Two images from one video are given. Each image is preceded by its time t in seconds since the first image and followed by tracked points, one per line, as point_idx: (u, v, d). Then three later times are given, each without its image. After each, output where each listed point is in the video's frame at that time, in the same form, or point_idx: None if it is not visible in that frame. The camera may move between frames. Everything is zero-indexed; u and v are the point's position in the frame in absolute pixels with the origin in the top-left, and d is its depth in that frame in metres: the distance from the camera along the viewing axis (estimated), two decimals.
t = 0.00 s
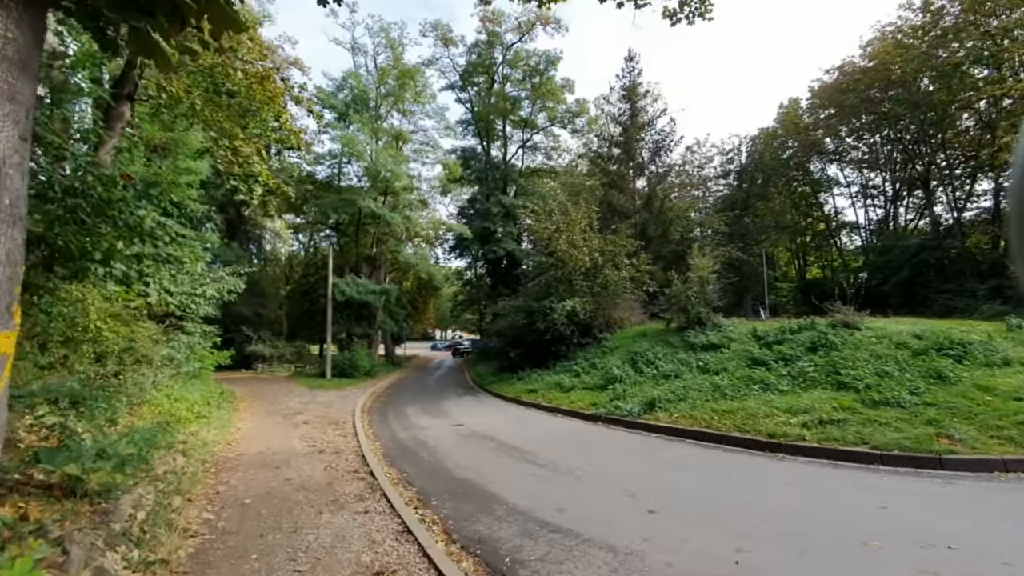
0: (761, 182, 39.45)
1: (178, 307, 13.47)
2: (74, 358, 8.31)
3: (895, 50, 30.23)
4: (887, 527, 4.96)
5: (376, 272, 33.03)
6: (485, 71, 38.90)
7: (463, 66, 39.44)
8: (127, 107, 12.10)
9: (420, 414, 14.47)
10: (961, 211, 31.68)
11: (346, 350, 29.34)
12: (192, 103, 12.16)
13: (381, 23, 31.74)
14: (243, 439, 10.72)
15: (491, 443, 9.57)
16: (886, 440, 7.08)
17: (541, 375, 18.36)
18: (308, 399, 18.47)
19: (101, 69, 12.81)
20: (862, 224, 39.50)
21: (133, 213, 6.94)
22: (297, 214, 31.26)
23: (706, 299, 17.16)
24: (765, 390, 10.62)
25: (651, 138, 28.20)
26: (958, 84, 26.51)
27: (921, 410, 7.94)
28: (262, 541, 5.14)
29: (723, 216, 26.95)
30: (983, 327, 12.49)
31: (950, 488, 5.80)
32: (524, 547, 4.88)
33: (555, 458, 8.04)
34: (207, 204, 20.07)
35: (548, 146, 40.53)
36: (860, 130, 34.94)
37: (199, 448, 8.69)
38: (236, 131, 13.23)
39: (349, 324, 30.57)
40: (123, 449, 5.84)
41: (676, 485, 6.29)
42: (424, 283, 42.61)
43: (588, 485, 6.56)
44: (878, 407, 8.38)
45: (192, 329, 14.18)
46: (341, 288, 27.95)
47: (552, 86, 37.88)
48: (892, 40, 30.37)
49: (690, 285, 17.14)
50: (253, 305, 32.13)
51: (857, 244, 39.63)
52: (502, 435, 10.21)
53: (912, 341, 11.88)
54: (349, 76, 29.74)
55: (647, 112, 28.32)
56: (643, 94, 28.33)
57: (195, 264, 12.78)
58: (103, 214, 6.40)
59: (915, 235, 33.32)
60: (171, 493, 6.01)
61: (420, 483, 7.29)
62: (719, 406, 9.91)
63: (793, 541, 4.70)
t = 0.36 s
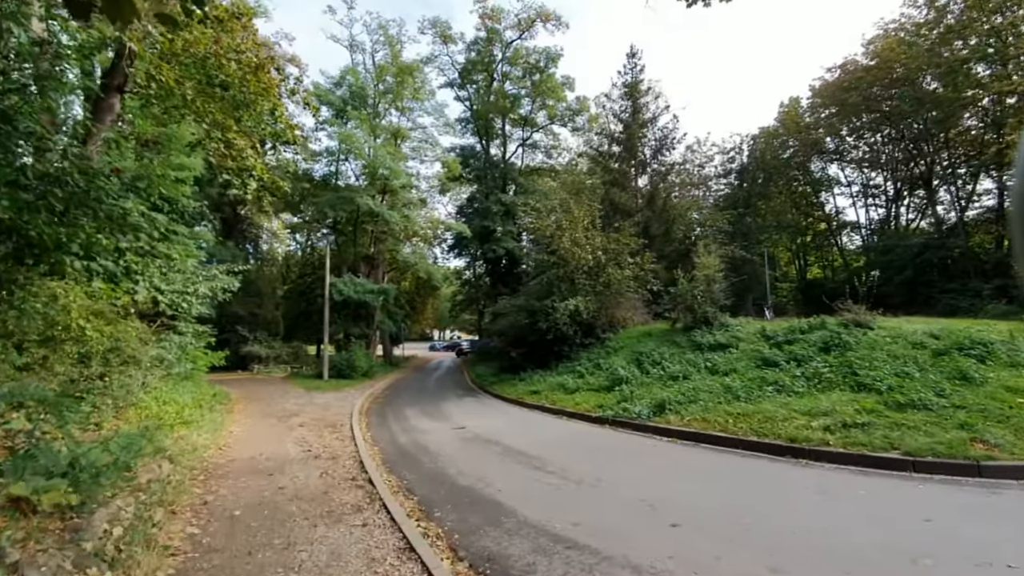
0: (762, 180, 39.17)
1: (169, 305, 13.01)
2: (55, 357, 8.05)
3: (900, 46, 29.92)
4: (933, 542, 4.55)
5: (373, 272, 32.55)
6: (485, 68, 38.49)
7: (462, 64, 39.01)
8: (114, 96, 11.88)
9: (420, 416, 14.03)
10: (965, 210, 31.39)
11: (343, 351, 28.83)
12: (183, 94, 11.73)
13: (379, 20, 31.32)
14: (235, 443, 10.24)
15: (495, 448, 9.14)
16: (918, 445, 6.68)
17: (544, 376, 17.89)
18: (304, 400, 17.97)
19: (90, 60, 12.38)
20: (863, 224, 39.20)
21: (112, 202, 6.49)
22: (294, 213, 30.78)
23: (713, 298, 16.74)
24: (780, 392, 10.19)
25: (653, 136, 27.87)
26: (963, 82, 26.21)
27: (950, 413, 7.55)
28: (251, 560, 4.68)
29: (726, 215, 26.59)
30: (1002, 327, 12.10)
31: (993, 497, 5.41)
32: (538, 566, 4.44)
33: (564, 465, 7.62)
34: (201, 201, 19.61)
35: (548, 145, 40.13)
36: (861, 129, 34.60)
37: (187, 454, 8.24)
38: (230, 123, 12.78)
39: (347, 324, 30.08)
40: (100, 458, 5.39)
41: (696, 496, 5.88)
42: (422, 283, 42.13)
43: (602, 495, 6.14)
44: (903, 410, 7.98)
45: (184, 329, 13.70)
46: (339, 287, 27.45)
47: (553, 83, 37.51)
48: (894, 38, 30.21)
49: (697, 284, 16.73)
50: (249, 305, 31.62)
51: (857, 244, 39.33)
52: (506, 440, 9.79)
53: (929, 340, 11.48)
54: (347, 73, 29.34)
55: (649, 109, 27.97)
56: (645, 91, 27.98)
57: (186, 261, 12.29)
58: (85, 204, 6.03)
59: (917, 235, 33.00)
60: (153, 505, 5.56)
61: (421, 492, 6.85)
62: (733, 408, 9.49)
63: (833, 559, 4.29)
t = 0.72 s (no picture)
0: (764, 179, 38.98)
1: (162, 304, 12.59)
2: (40, 358, 7.75)
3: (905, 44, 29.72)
4: (989, 557, 4.21)
5: (372, 271, 32.12)
6: (484, 66, 38.12)
7: (462, 61, 38.62)
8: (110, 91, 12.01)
9: (422, 418, 13.62)
10: (967, 210, 31.25)
11: (342, 352, 28.39)
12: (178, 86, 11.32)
13: (378, 17, 30.92)
14: (232, 448, 9.83)
15: (503, 453, 8.76)
16: (954, 450, 6.36)
17: (547, 377, 17.51)
18: (303, 402, 17.54)
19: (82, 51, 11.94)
20: (864, 224, 38.98)
21: (99, 191, 6.08)
22: (291, 212, 30.33)
23: (721, 298, 16.39)
24: (798, 393, 9.83)
25: (656, 134, 27.52)
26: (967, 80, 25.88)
27: (983, 416, 7.24)
28: None
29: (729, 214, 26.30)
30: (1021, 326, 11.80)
31: None
32: None
33: (579, 472, 7.24)
34: (197, 198, 19.18)
35: (548, 144, 39.75)
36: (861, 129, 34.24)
37: (181, 461, 7.83)
38: (226, 116, 12.26)
39: (346, 324, 29.66)
40: (82, 469, 4.99)
41: (725, 507, 5.51)
42: (422, 284, 41.69)
43: (623, 504, 5.80)
44: (933, 413, 7.66)
45: (179, 329, 13.26)
46: (338, 287, 27.04)
47: (553, 82, 37.17)
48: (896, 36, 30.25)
49: (704, 283, 16.39)
50: (246, 306, 31.16)
51: (857, 244, 39.11)
52: (514, 444, 9.41)
53: (948, 341, 11.18)
54: (345, 69, 28.91)
55: (651, 107, 27.63)
56: (648, 89, 27.62)
57: (181, 259, 11.89)
58: (71, 196, 5.80)
59: (920, 235, 32.72)
60: (141, 518, 5.14)
61: (429, 500, 6.49)
62: (750, 411, 9.12)
63: None
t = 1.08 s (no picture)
0: (765, 178, 38.85)
1: (159, 305, 12.24)
2: (31, 362, 7.39)
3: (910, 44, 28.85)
4: None
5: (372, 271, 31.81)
6: (485, 65, 37.83)
7: (462, 60, 38.34)
8: (105, 86, 11.60)
9: (425, 422, 13.31)
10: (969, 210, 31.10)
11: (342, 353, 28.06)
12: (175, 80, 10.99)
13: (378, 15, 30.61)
14: (231, 454, 9.51)
15: (513, 460, 8.47)
16: (989, 457, 6.11)
17: (552, 379, 17.23)
18: (302, 405, 17.19)
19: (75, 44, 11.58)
20: (865, 224, 38.77)
21: (92, 187, 5.76)
22: (290, 212, 29.99)
23: (729, 298, 16.11)
24: (815, 397, 9.56)
25: (659, 133, 27.27)
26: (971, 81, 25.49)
27: (1013, 421, 6.99)
28: None
29: (732, 214, 25.76)
30: None
31: None
32: None
33: (595, 480, 6.96)
34: (195, 196, 18.83)
35: (549, 143, 39.50)
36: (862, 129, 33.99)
37: (179, 470, 7.50)
38: (225, 111, 11.84)
39: (346, 325, 29.31)
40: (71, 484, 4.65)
41: (754, 520, 5.24)
42: (421, 284, 41.37)
43: (645, 517, 5.50)
44: (961, 419, 7.40)
45: (176, 330, 12.91)
46: (338, 287, 26.76)
47: (555, 81, 36.87)
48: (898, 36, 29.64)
49: (712, 283, 16.12)
50: (244, 306, 30.79)
51: (858, 244, 38.92)
52: (523, 449, 9.12)
53: (966, 342, 10.93)
54: (345, 67, 28.58)
55: (655, 106, 27.39)
56: (651, 87, 27.36)
57: (178, 257, 11.62)
58: (63, 191, 5.48)
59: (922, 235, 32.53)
60: (135, 535, 4.81)
61: (440, 511, 6.18)
62: (768, 415, 8.83)
63: None
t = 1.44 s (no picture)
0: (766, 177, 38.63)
1: (153, 303, 11.86)
2: (15, 362, 7.00)
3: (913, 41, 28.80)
4: None
5: (371, 271, 31.43)
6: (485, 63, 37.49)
7: (461, 58, 38.00)
8: (98, 77, 11.21)
9: (428, 423, 12.95)
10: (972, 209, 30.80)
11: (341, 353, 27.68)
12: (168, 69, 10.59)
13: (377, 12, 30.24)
14: (227, 458, 9.14)
15: (522, 464, 8.12)
16: None
17: (556, 379, 16.91)
18: (301, 406, 16.81)
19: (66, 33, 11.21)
20: (866, 224, 38.57)
21: (78, 175, 5.44)
22: (288, 211, 29.61)
23: (736, 297, 15.77)
24: (833, 397, 9.24)
25: (662, 130, 26.96)
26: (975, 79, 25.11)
27: None
28: None
29: (735, 213, 25.57)
30: None
31: None
32: None
33: (611, 485, 6.62)
34: (192, 193, 18.45)
35: (550, 141, 39.16)
36: (864, 128, 33.63)
37: (171, 475, 7.14)
38: (221, 102, 11.39)
39: (345, 324, 28.91)
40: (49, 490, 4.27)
41: (786, 531, 4.91)
42: (421, 284, 41.02)
43: (668, 526, 5.18)
44: (990, 420, 7.10)
45: (171, 330, 12.53)
46: (337, 286, 26.39)
47: (555, 78, 36.52)
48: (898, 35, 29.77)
49: (719, 281, 15.78)
50: (241, 306, 30.39)
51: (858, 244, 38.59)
52: (531, 452, 8.78)
53: (985, 342, 10.63)
54: (344, 63, 28.20)
55: (657, 102, 27.07)
56: (654, 84, 27.06)
57: (171, 250, 11.28)
58: (45, 180, 5.16)
59: (924, 235, 32.26)
60: (121, 549, 4.49)
61: (448, 518, 5.83)
62: (786, 416, 8.50)
63: None
